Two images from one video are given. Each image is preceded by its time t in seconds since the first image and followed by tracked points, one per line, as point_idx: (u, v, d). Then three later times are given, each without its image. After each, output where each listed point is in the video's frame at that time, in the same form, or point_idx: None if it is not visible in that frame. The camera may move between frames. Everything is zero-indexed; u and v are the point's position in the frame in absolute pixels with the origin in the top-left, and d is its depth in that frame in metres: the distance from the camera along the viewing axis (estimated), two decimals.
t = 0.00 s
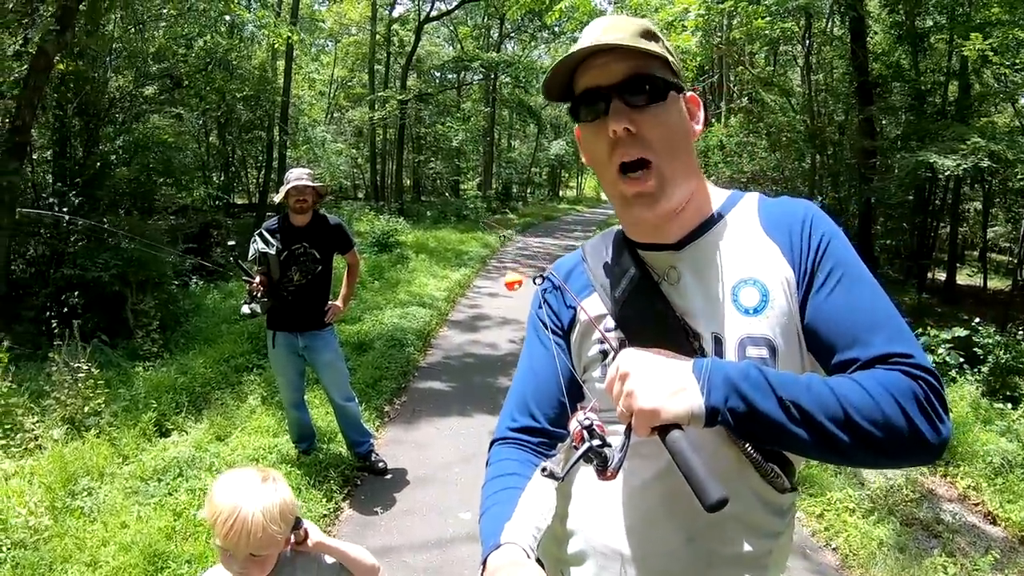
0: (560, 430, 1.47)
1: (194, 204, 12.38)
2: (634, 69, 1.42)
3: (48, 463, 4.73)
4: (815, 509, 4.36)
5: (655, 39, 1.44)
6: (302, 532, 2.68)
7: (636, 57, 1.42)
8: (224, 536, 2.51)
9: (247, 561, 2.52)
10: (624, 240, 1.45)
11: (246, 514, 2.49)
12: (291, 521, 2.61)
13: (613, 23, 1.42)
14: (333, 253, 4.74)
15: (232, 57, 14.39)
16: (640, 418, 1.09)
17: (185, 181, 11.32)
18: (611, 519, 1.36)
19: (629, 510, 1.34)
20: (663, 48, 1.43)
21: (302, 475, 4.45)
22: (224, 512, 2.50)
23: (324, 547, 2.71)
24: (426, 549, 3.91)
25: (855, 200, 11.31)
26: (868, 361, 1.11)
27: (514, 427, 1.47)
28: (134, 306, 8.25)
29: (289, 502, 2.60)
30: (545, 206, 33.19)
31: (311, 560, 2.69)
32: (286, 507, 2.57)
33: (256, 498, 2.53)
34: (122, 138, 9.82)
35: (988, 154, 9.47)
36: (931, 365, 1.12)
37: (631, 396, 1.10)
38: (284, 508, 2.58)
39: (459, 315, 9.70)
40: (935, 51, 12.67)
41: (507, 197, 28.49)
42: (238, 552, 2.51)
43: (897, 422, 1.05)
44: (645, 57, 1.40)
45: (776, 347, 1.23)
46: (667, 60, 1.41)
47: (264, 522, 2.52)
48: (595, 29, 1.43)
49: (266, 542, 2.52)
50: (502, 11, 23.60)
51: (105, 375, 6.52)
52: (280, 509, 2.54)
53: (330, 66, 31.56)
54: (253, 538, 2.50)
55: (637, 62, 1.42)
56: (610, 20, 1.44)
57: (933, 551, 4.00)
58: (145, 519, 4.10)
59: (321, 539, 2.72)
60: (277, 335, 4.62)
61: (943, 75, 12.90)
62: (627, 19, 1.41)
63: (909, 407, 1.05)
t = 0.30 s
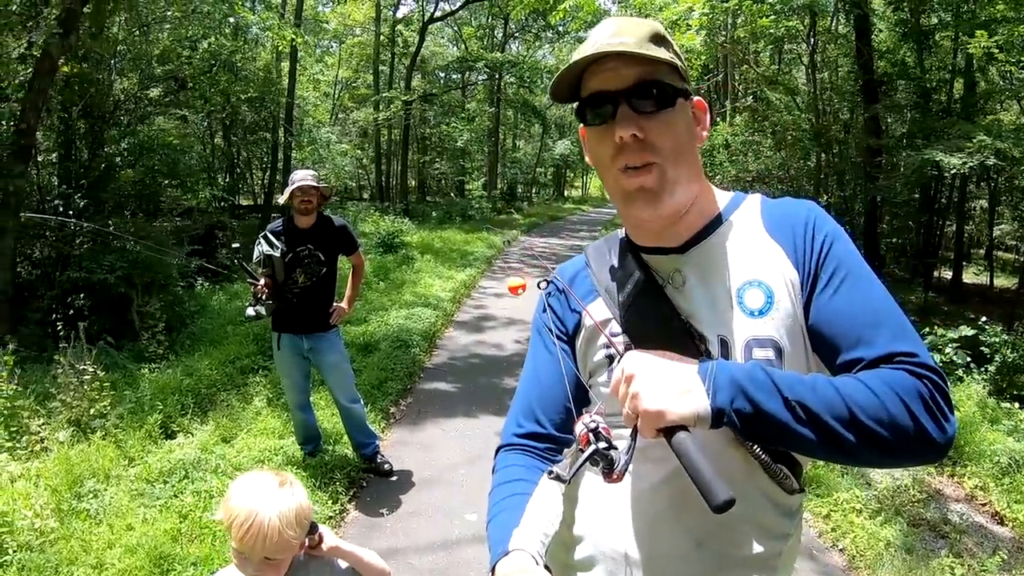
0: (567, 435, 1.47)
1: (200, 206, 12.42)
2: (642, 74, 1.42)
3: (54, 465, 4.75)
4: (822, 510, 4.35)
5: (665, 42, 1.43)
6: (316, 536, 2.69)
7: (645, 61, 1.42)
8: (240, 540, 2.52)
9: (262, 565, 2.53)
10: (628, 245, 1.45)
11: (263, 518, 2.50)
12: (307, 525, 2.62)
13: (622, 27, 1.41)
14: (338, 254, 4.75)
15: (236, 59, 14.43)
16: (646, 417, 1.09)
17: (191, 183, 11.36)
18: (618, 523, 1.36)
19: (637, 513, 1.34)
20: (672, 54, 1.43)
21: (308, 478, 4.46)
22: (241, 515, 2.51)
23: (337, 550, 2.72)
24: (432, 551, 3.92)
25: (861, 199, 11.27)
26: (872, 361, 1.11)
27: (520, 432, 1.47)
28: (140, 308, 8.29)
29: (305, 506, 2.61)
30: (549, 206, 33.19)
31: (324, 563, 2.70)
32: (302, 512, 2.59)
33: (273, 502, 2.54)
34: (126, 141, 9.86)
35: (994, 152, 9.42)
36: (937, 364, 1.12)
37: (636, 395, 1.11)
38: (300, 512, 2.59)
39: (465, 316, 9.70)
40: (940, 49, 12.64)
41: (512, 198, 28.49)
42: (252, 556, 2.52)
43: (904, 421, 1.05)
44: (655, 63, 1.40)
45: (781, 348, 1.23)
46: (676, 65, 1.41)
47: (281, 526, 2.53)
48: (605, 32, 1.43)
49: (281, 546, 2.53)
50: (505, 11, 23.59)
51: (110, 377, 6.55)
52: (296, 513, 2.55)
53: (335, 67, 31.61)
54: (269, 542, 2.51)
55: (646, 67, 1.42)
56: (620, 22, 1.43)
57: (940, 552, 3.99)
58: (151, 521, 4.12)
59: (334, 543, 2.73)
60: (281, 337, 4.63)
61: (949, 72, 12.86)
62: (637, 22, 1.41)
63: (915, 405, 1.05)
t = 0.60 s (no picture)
0: (569, 438, 1.46)
1: (203, 206, 12.44)
2: (646, 76, 1.41)
3: (57, 466, 4.76)
4: (825, 510, 4.34)
5: (669, 44, 1.43)
6: (322, 539, 2.68)
7: (649, 63, 1.41)
8: (247, 543, 2.52)
9: (268, 567, 2.53)
10: (630, 247, 1.44)
11: (272, 521, 2.50)
12: (314, 529, 2.62)
13: (626, 28, 1.40)
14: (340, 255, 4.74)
15: (239, 59, 14.45)
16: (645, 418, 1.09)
17: (194, 183, 11.38)
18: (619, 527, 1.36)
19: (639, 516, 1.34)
20: (676, 55, 1.42)
21: (311, 478, 4.47)
22: (249, 518, 2.51)
23: (341, 554, 2.72)
24: (434, 551, 3.92)
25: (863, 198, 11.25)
26: (876, 367, 1.10)
27: (521, 434, 1.46)
28: (143, 308, 8.30)
29: (313, 509, 2.61)
30: (552, 205, 33.17)
31: (328, 566, 2.70)
32: (310, 515, 2.58)
33: (282, 505, 2.55)
34: (128, 141, 9.88)
35: (997, 150, 9.40)
36: (940, 372, 1.11)
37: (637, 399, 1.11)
38: (308, 516, 2.59)
39: (467, 315, 9.69)
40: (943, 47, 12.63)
41: (514, 197, 28.49)
42: (259, 558, 2.52)
43: (907, 429, 1.04)
44: (659, 64, 1.39)
45: (784, 352, 1.22)
46: (680, 67, 1.41)
47: (288, 529, 2.53)
48: (608, 33, 1.42)
49: (289, 549, 2.54)
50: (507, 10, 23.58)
51: (113, 378, 6.57)
52: (304, 517, 2.55)
53: (337, 67, 31.64)
54: (278, 546, 2.51)
55: (650, 68, 1.41)
56: (624, 23, 1.42)
57: (943, 553, 3.98)
58: (153, 522, 4.12)
59: (339, 546, 2.73)
60: (282, 338, 4.64)
61: (952, 71, 12.82)
62: (641, 23, 1.39)
63: (918, 413, 1.05)
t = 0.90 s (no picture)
0: (572, 433, 1.45)
1: (203, 208, 12.45)
2: (656, 67, 1.41)
3: (59, 468, 4.77)
4: (828, 508, 4.34)
5: (677, 38, 1.44)
6: (324, 541, 2.68)
7: (658, 55, 1.41)
8: (248, 543, 2.52)
9: (269, 568, 2.54)
10: (635, 242, 1.44)
11: (272, 522, 2.50)
12: (315, 530, 2.62)
13: (635, 20, 1.41)
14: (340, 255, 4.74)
15: (238, 60, 14.45)
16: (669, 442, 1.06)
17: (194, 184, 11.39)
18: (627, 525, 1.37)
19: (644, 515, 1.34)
20: (685, 49, 1.43)
21: (314, 479, 4.47)
22: (250, 519, 2.51)
23: (345, 556, 2.72)
24: (436, 551, 3.92)
25: (864, 194, 11.24)
26: (877, 373, 1.12)
27: (525, 430, 1.44)
28: (144, 309, 8.32)
29: (315, 511, 2.61)
30: (553, 204, 33.18)
31: (332, 568, 2.70)
32: (312, 517, 2.58)
33: (283, 505, 2.55)
34: (128, 143, 9.91)
35: (998, 147, 9.40)
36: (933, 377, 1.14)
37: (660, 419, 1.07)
38: (310, 517, 2.59)
39: (468, 315, 9.69)
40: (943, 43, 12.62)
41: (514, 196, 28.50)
42: (260, 559, 2.52)
43: (905, 433, 1.06)
44: (668, 55, 1.39)
45: (787, 349, 1.24)
46: (688, 62, 1.42)
47: (289, 530, 2.53)
48: (618, 24, 1.43)
49: (289, 550, 2.54)
50: (506, 9, 23.56)
51: (115, 380, 6.59)
52: (305, 517, 2.55)
53: (336, 68, 31.66)
54: (277, 547, 2.51)
55: (659, 58, 1.41)
56: (634, 15, 1.43)
57: (946, 549, 3.98)
58: (156, 523, 4.13)
59: (342, 548, 2.73)
60: (284, 338, 4.65)
61: (952, 67, 12.80)
62: (651, 16, 1.41)
63: (916, 420, 1.07)
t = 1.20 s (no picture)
0: (565, 435, 1.45)
1: (186, 233, 12.37)
2: (641, 69, 1.45)
3: (51, 500, 4.69)
4: (826, 503, 4.33)
5: (657, 43, 1.49)
6: (327, 563, 2.65)
7: (641, 58, 1.46)
8: (250, 567, 2.49)
9: None
10: (623, 243, 1.45)
11: (273, 545, 2.48)
12: (318, 552, 2.59)
13: (619, 26, 1.46)
14: (327, 275, 4.73)
15: (217, 85, 14.42)
16: (701, 519, 1.17)
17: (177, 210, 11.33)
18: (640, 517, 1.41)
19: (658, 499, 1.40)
20: (665, 54, 1.48)
21: (311, 500, 4.43)
22: (251, 543, 2.49)
23: None
24: (437, 568, 3.88)
25: (843, 191, 11.36)
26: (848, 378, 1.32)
27: (519, 436, 1.43)
28: (130, 337, 8.23)
29: (316, 532, 2.59)
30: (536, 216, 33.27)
31: None
32: (313, 538, 2.55)
33: (282, 528, 2.52)
34: (110, 170, 9.68)
35: (973, 138, 9.55)
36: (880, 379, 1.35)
37: (694, 495, 1.16)
38: (311, 538, 2.56)
39: (456, 330, 9.67)
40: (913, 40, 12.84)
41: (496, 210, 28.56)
42: None
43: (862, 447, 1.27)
44: (652, 57, 1.44)
45: (778, 344, 1.33)
46: (670, 66, 1.48)
47: (289, 553, 2.50)
48: (602, 30, 1.47)
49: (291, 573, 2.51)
50: (482, 24, 23.70)
51: (104, 409, 6.51)
52: (307, 539, 2.52)
53: (314, 89, 31.68)
54: (280, 570, 2.49)
55: (641, 62, 1.46)
56: (616, 22, 1.49)
57: (945, 537, 3.99)
58: (153, 552, 4.06)
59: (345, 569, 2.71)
60: (275, 361, 4.59)
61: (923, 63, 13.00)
62: (633, 24, 1.47)
63: (871, 431, 1.28)
